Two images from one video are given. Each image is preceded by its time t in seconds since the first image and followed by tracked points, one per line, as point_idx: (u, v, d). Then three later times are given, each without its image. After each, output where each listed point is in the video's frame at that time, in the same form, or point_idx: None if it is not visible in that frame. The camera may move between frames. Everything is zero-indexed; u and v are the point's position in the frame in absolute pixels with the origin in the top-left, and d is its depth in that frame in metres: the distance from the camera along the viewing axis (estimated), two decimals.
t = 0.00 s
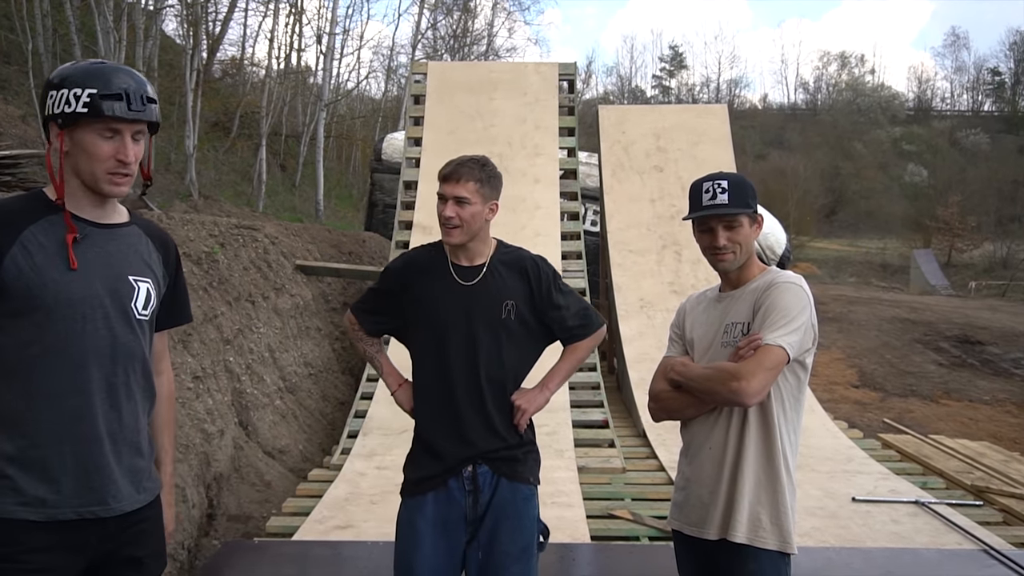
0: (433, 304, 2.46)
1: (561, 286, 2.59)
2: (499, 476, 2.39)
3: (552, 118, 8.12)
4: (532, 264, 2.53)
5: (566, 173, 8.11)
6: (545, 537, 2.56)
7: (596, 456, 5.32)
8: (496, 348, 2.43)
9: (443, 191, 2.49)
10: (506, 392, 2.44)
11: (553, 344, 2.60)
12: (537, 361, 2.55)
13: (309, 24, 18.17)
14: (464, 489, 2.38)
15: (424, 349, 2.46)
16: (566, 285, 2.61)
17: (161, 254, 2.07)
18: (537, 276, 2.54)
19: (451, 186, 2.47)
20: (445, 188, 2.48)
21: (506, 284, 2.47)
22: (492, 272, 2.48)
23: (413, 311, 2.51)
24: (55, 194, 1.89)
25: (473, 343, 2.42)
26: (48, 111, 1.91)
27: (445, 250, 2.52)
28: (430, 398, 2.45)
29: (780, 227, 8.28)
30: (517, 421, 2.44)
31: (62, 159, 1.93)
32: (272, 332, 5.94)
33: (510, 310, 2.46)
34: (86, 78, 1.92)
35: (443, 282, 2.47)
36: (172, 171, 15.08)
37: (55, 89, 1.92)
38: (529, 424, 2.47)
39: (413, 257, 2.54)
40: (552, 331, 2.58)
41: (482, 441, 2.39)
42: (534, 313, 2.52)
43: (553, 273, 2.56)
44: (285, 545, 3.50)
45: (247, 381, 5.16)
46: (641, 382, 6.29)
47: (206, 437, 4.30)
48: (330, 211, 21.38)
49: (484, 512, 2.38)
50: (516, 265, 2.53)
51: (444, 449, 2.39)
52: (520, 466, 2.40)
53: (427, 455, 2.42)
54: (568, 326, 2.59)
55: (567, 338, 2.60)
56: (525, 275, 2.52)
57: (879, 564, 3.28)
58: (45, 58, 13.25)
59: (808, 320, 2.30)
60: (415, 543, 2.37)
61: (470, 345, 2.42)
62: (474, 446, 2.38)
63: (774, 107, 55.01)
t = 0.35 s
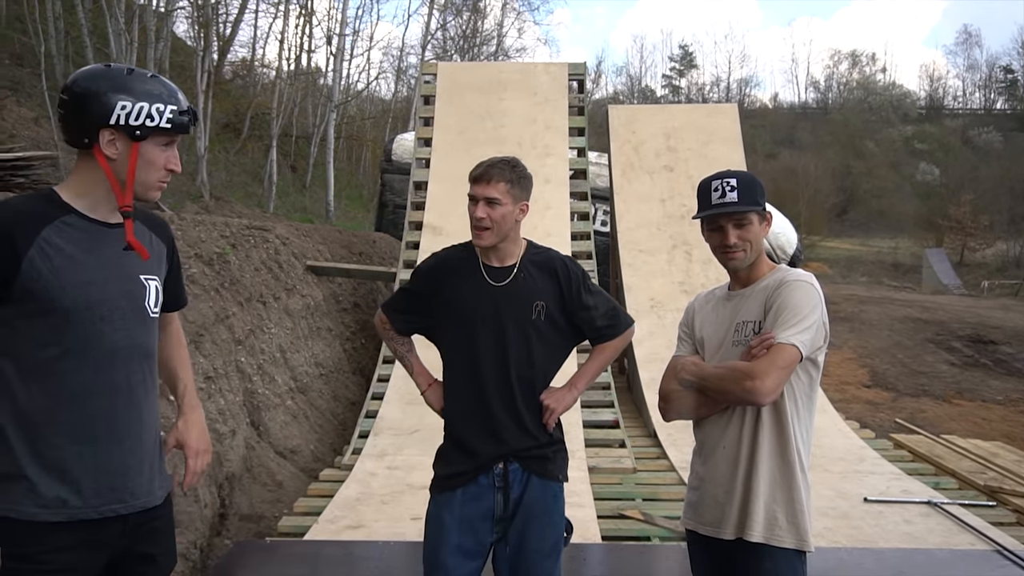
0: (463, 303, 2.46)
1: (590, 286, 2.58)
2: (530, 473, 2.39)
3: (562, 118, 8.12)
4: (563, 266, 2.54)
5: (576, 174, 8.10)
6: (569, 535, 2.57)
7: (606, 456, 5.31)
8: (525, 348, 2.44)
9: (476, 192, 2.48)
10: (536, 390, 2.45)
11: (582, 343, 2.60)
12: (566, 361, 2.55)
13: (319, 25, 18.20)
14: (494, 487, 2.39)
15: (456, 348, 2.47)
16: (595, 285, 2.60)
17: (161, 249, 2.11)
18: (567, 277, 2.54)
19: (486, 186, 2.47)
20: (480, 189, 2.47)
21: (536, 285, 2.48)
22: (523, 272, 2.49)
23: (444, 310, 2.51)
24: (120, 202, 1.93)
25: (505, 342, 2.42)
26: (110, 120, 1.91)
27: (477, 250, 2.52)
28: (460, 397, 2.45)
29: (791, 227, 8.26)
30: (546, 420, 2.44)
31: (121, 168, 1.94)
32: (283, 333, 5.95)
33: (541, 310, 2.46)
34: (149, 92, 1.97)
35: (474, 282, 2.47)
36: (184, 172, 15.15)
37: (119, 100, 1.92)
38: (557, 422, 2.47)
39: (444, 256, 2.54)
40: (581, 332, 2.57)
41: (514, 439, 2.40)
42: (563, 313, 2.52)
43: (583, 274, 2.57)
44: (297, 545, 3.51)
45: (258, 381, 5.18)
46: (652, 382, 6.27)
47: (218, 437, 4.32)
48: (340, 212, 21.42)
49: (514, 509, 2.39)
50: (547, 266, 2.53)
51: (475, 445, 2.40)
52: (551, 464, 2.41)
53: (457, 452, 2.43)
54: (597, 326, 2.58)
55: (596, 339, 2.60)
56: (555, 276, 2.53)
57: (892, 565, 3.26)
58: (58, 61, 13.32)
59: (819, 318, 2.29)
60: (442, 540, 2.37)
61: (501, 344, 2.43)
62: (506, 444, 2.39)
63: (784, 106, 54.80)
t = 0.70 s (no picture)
0: (484, 300, 2.47)
1: (611, 286, 2.57)
2: (548, 473, 2.40)
3: (575, 118, 8.11)
4: (585, 266, 2.53)
5: (590, 173, 8.09)
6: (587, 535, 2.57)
7: (620, 456, 5.31)
8: (546, 347, 2.44)
9: (510, 194, 2.48)
10: (556, 389, 2.45)
11: (603, 344, 2.59)
12: (585, 360, 2.55)
13: (333, 25, 18.24)
14: (512, 485, 2.40)
15: (477, 346, 2.48)
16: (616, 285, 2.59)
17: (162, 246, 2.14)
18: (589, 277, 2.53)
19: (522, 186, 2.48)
20: (515, 189, 2.48)
21: (557, 286, 2.48)
22: (545, 272, 2.49)
23: (467, 310, 2.52)
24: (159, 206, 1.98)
25: (526, 342, 2.43)
26: (149, 125, 1.94)
27: (503, 249, 2.52)
28: (480, 394, 2.47)
29: (805, 226, 8.22)
30: (566, 419, 2.45)
31: (157, 172, 1.98)
32: (298, 332, 5.98)
33: (562, 310, 2.47)
34: (176, 97, 2.02)
35: (499, 280, 2.48)
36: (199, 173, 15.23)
37: (158, 106, 1.96)
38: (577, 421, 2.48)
39: (467, 255, 2.56)
40: (601, 332, 2.57)
41: (533, 437, 2.40)
42: (585, 313, 2.52)
43: (604, 274, 2.56)
44: (310, 543, 3.52)
45: (273, 381, 5.21)
46: (665, 382, 6.26)
47: (234, 436, 4.35)
48: (354, 212, 21.48)
49: (531, 508, 2.39)
50: (569, 267, 2.53)
51: (495, 444, 2.41)
52: (569, 464, 2.42)
53: (478, 449, 2.44)
54: (618, 326, 2.56)
55: (616, 341, 2.59)
56: (577, 275, 2.53)
57: (908, 566, 3.25)
58: (75, 62, 13.41)
59: (836, 317, 2.28)
60: (460, 537, 2.40)
61: (523, 341, 2.44)
62: (525, 442, 2.40)
63: (797, 105, 54.56)
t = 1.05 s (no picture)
0: (503, 304, 2.48)
1: (629, 290, 2.57)
2: (565, 476, 2.41)
3: (588, 121, 8.12)
4: (604, 270, 2.54)
5: (602, 176, 8.09)
6: (604, 537, 2.57)
7: (633, 459, 5.31)
8: (563, 351, 2.45)
9: (532, 197, 2.52)
10: (573, 391, 2.45)
11: (620, 348, 2.59)
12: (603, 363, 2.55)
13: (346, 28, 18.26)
14: (530, 488, 2.40)
15: (496, 349, 2.49)
16: (635, 290, 2.59)
17: (181, 249, 2.16)
18: (607, 281, 2.53)
19: (545, 190, 2.51)
20: (538, 193, 2.51)
21: (576, 290, 2.48)
22: (564, 275, 2.50)
23: (485, 314, 2.53)
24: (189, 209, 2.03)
25: (544, 344, 2.44)
26: (177, 130, 1.98)
27: (522, 253, 2.53)
28: (498, 397, 2.47)
29: (819, 230, 8.19)
30: (583, 422, 2.45)
31: (183, 174, 2.03)
32: (312, 335, 6.00)
33: (581, 313, 2.47)
34: (197, 100, 2.06)
35: (518, 283, 2.49)
36: (212, 176, 15.29)
37: (187, 110, 2.01)
38: (594, 424, 2.48)
39: (485, 259, 2.57)
40: (619, 336, 2.57)
41: (551, 440, 2.41)
42: (604, 316, 2.52)
43: (622, 278, 2.56)
44: (323, 545, 3.53)
45: (287, 383, 5.23)
46: (678, 385, 6.26)
47: (249, 437, 4.38)
48: (366, 214, 21.51)
49: (549, 510, 2.40)
50: (588, 271, 2.53)
51: (514, 445, 2.42)
52: (588, 467, 2.42)
53: (496, 452, 2.45)
54: (636, 330, 2.56)
55: (633, 344, 2.59)
56: (595, 278, 2.53)
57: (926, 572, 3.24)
58: (90, 65, 13.48)
59: (855, 324, 2.27)
60: (478, 539, 2.41)
61: (541, 344, 2.44)
62: (543, 444, 2.40)
63: (809, 108, 54.37)
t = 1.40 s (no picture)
0: (523, 303, 2.49)
1: (647, 291, 2.56)
2: (584, 476, 2.40)
3: (604, 121, 8.11)
4: (622, 270, 2.53)
5: (619, 176, 8.08)
6: (622, 538, 2.57)
7: (651, 459, 5.31)
8: (582, 351, 2.45)
9: (551, 196, 2.52)
10: (592, 391, 2.45)
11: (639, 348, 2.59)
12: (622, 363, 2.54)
13: (362, 29, 18.27)
14: (549, 488, 2.40)
15: (514, 348, 2.49)
16: (653, 289, 2.58)
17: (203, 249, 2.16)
18: (626, 281, 2.53)
19: (563, 189, 2.52)
20: (557, 192, 2.52)
21: (594, 291, 2.48)
22: (583, 275, 2.50)
23: (504, 314, 2.53)
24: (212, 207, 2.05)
25: (563, 344, 2.44)
26: (202, 130, 2.00)
27: (541, 252, 2.54)
28: (518, 397, 2.48)
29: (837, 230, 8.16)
30: (602, 422, 2.44)
31: (206, 173, 2.05)
32: (329, 334, 6.02)
33: (599, 313, 2.47)
34: (218, 99, 2.08)
35: (537, 284, 2.49)
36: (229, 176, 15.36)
37: (209, 109, 2.03)
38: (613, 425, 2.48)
39: (504, 259, 2.57)
40: (637, 336, 2.56)
41: (569, 440, 2.41)
42: (622, 316, 2.52)
43: (641, 278, 2.56)
44: (341, 544, 3.55)
45: (305, 382, 5.25)
46: (695, 385, 6.26)
47: (268, 436, 4.40)
48: (381, 214, 21.55)
49: (567, 510, 2.40)
50: (607, 271, 2.53)
51: (532, 446, 2.42)
52: (606, 467, 2.41)
53: (515, 451, 2.45)
54: (655, 330, 2.55)
55: (651, 345, 2.58)
56: (614, 278, 2.53)
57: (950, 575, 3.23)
58: (108, 66, 13.55)
59: (880, 329, 2.26)
60: (496, 538, 2.41)
61: (560, 343, 2.44)
62: (562, 444, 2.40)
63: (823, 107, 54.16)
